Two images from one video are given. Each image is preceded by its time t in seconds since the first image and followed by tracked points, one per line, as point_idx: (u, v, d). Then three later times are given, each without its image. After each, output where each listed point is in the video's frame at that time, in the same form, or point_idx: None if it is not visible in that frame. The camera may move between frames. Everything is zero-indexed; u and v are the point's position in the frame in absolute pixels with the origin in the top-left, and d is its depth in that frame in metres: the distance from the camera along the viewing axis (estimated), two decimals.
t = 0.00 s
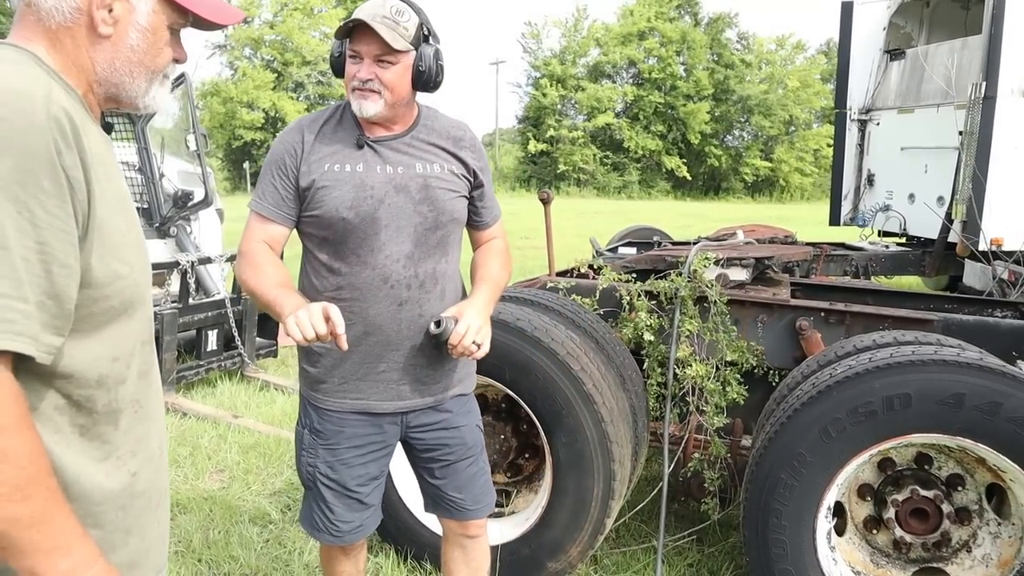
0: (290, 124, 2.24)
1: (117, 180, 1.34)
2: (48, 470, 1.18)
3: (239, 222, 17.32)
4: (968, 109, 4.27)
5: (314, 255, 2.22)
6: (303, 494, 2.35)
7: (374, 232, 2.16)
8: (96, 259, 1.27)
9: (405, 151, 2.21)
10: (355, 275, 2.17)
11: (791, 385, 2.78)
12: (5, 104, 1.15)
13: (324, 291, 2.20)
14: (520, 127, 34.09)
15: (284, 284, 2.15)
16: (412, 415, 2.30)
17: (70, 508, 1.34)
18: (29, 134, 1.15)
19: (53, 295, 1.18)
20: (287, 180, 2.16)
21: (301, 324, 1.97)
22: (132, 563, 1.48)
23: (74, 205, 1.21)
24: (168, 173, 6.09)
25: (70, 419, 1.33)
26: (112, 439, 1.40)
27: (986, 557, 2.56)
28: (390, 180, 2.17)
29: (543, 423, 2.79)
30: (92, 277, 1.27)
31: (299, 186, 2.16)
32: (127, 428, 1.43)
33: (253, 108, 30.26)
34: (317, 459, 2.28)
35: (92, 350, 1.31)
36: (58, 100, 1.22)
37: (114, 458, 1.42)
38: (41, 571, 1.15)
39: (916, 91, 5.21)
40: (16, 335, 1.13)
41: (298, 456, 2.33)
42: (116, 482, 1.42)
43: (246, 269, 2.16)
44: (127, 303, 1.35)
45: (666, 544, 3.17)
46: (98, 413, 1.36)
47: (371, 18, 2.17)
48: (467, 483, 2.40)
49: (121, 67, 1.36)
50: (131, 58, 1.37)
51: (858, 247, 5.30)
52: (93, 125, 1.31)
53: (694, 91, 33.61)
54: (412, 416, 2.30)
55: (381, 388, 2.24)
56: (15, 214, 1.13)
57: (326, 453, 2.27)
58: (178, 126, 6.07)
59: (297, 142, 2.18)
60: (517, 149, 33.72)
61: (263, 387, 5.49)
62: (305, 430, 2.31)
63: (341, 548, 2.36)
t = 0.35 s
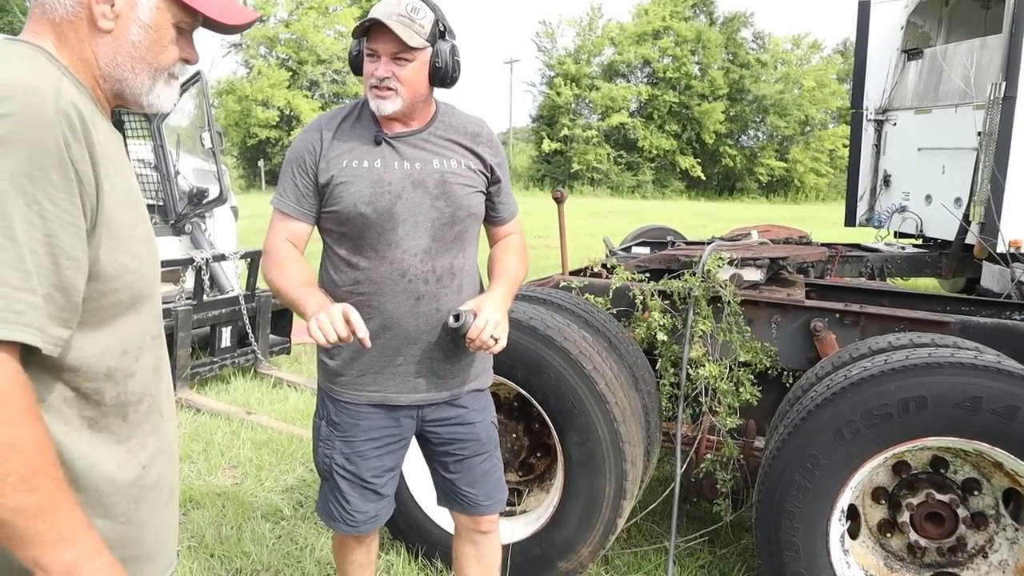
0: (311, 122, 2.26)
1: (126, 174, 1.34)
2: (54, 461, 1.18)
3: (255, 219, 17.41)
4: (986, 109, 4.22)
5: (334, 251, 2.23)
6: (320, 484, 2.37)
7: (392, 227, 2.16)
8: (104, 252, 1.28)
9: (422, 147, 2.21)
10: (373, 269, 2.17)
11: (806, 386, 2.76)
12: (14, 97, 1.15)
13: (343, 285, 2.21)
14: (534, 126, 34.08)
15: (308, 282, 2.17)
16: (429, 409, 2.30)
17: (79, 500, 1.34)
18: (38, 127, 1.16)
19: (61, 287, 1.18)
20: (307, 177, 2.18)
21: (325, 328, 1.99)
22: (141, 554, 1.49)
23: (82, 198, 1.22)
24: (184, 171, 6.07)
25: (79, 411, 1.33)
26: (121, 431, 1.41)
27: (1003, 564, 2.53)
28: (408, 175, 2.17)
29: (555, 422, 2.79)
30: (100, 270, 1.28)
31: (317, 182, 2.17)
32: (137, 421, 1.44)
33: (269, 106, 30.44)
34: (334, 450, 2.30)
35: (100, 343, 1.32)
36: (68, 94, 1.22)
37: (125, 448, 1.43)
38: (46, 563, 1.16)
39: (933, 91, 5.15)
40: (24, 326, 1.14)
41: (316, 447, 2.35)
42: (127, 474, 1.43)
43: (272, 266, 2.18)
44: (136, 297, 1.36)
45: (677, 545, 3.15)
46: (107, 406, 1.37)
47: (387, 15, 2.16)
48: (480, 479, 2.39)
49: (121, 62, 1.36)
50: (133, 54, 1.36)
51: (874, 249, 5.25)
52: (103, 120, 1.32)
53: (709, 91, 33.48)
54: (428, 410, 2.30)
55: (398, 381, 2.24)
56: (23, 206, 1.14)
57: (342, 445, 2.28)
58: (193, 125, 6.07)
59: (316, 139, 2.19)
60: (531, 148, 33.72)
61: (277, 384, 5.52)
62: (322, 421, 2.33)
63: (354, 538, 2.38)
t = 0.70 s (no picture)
0: (353, 121, 2.27)
1: (151, 175, 1.35)
2: (84, 458, 1.20)
3: (270, 217, 17.50)
4: (1009, 109, 4.18)
5: (374, 251, 2.24)
6: (353, 475, 2.38)
7: (432, 230, 2.17)
8: (131, 253, 1.29)
9: (463, 149, 2.21)
10: (413, 272, 2.18)
11: (825, 388, 2.73)
12: (46, 100, 1.16)
13: (383, 285, 2.23)
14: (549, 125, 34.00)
15: (350, 288, 2.18)
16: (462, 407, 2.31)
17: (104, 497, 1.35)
18: (69, 128, 1.17)
19: (90, 287, 1.20)
20: (349, 178, 2.20)
21: (367, 344, 2.02)
22: (162, 551, 1.50)
23: (111, 199, 1.23)
24: (202, 169, 6.11)
25: (104, 409, 1.34)
26: (144, 430, 1.42)
27: None
28: (450, 180, 2.17)
29: (573, 422, 2.78)
30: (126, 270, 1.29)
31: (360, 183, 2.18)
32: (159, 419, 1.45)
33: (285, 105, 30.62)
34: (370, 444, 2.31)
35: (125, 342, 1.32)
36: (97, 96, 1.23)
37: (149, 446, 1.44)
38: (77, 558, 1.18)
39: (954, 89, 5.10)
40: (56, 326, 1.15)
41: (352, 439, 2.36)
42: (150, 472, 1.44)
43: (315, 268, 2.20)
44: (160, 297, 1.37)
45: (694, 547, 3.15)
46: (132, 404, 1.38)
47: (426, 14, 2.16)
48: (509, 475, 2.39)
49: (142, 63, 1.36)
50: (153, 55, 1.37)
51: (892, 249, 5.22)
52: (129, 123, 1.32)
53: (725, 89, 33.29)
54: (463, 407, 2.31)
55: (435, 379, 2.25)
56: (57, 207, 1.15)
57: (378, 440, 2.30)
58: (211, 124, 6.20)
59: (359, 141, 2.20)
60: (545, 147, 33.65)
61: (293, 381, 5.54)
62: (359, 414, 2.34)
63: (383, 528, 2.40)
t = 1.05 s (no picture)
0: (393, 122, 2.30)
1: (176, 170, 1.37)
2: (113, 448, 1.23)
3: (287, 215, 17.59)
4: None
5: (414, 251, 2.28)
6: (389, 470, 2.41)
7: (468, 228, 2.18)
8: (158, 247, 1.30)
9: (501, 148, 2.22)
10: (451, 270, 2.21)
11: (843, 388, 2.72)
12: (75, 96, 1.18)
13: (423, 284, 2.27)
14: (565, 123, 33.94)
15: (402, 280, 2.19)
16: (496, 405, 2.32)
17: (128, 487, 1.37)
18: (98, 124, 1.18)
19: (119, 280, 1.22)
20: (389, 178, 2.23)
21: (437, 332, 2.04)
22: (181, 543, 1.52)
23: (138, 194, 1.25)
24: (220, 166, 6.14)
25: (130, 400, 1.36)
26: (168, 422, 1.44)
27: None
28: (488, 178, 2.19)
29: (591, 421, 2.79)
30: (153, 264, 1.30)
31: (401, 182, 2.22)
32: (182, 411, 1.47)
33: (302, 103, 30.76)
34: (405, 439, 2.33)
35: (151, 334, 1.34)
36: (125, 93, 1.24)
37: (171, 438, 1.46)
38: (106, 544, 1.22)
39: (976, 88, 5.05)
40: (85, 317, 1.17)
41: (387, 433, 2.39)
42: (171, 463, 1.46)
43: (366, 266, 2.21)
44: (185, 290, 1.39)
45: (710, 546, 3.14)
46: (157, 396, 1.40)
47: (459, 13, 2.17)
48: (541, 474, 2.39)
49: (168, 62, 1.38)
50: (178, 53, 1.38)
51: (912, 249, 5.17)
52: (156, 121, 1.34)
53: (742, 88, 33.11)
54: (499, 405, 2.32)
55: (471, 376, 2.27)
56: (86, 202, 1.17)
57: (413, 435, 2.32)
58: (230, 121, 6.25)
59: (398, 141, 2.23)
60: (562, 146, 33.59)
61: (310, 378, 5.58)
62: (396, 409, 2.36)
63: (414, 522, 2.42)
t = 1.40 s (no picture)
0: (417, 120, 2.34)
1: (215, 170, 1.40)
2: (157, 438, 1.27)
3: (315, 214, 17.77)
4: None
5: (436, 248, 2.31)
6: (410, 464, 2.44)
7: (489, 226, 2.21)
8: (199, 244, 1.34)
9: (523, 147, 2.25)
10: (472, 266, 2.24)
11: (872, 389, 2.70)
12: (122, 99, 1.22)
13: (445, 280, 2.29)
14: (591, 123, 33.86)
15: (423, 272, 2.22)
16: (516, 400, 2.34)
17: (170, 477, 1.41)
18: (144, 126, 1.22)
19: (163, 275, 1.26)
20: (412, 175, 2.27)
21: (464, 327, 2.08)
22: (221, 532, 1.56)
23: (181, 193, 1.28)
24: (251, 166, 6.24)
25: (174, 391, 1.41)
26: (211, 413, 1.48)
27: None
28: (509, 177, 2.21)
29: (617, 420, 2.80)
30: (195, 259, 1.34)
31: (423, 180, 2.25)
32: (224, 404, 1.51)
33: (330, 103, 31.03)
34: (426, 433, 2.36)
35: (193, 328, 1.38)
36: (168, 95, 1.28)
37: (214, 430, 1.50)
38: (150, 531, 1.26)
39: (1012, 87, 4.97)
40: (132, 311, 1.21)
41: (410, 427, 2.43)
42: (212, 454, 1.50)
43: (388, 261, 2.24)
44: (225, 286, 1.43)
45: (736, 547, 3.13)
46: (199, 388, 1.44)
47: (484, 17, 2.20)
48: (562, 471, 2.41)
49: (209, 65, 1.42)
50: (218, 56, 1.42)
51: (944, 250, 5.11)
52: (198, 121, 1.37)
53: (771, 87, 32.82)
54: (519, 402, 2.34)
55: (492, 371, 2.30)
56: (132, 201, 1.21)
57: (435, 429, 2.35)
58: (261, 122, 6.35)
59: (421, 140, 2.27)
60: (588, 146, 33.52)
61: (338, 375, 5.64)
62: (418, 403, 2.40)
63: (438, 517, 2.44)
